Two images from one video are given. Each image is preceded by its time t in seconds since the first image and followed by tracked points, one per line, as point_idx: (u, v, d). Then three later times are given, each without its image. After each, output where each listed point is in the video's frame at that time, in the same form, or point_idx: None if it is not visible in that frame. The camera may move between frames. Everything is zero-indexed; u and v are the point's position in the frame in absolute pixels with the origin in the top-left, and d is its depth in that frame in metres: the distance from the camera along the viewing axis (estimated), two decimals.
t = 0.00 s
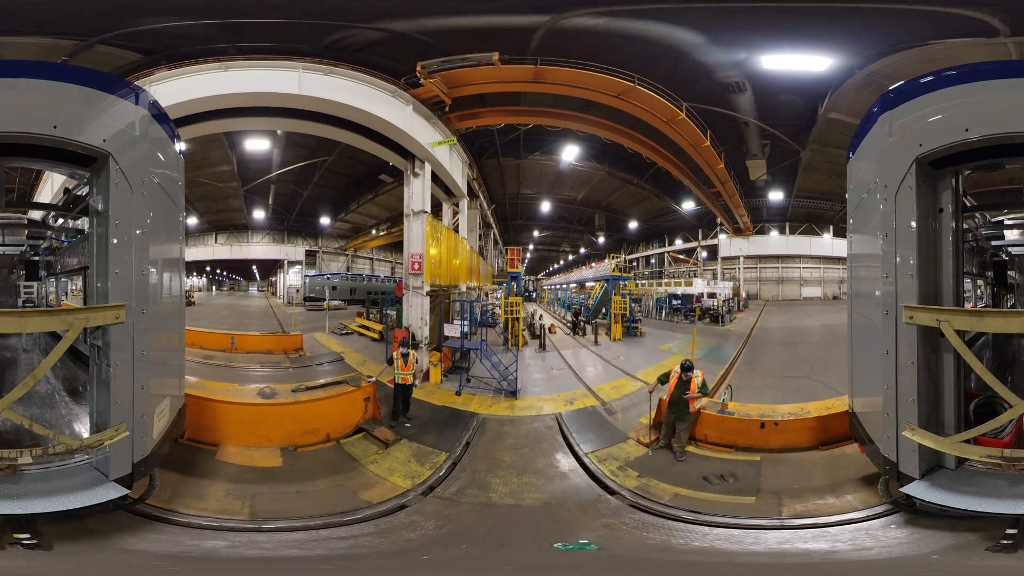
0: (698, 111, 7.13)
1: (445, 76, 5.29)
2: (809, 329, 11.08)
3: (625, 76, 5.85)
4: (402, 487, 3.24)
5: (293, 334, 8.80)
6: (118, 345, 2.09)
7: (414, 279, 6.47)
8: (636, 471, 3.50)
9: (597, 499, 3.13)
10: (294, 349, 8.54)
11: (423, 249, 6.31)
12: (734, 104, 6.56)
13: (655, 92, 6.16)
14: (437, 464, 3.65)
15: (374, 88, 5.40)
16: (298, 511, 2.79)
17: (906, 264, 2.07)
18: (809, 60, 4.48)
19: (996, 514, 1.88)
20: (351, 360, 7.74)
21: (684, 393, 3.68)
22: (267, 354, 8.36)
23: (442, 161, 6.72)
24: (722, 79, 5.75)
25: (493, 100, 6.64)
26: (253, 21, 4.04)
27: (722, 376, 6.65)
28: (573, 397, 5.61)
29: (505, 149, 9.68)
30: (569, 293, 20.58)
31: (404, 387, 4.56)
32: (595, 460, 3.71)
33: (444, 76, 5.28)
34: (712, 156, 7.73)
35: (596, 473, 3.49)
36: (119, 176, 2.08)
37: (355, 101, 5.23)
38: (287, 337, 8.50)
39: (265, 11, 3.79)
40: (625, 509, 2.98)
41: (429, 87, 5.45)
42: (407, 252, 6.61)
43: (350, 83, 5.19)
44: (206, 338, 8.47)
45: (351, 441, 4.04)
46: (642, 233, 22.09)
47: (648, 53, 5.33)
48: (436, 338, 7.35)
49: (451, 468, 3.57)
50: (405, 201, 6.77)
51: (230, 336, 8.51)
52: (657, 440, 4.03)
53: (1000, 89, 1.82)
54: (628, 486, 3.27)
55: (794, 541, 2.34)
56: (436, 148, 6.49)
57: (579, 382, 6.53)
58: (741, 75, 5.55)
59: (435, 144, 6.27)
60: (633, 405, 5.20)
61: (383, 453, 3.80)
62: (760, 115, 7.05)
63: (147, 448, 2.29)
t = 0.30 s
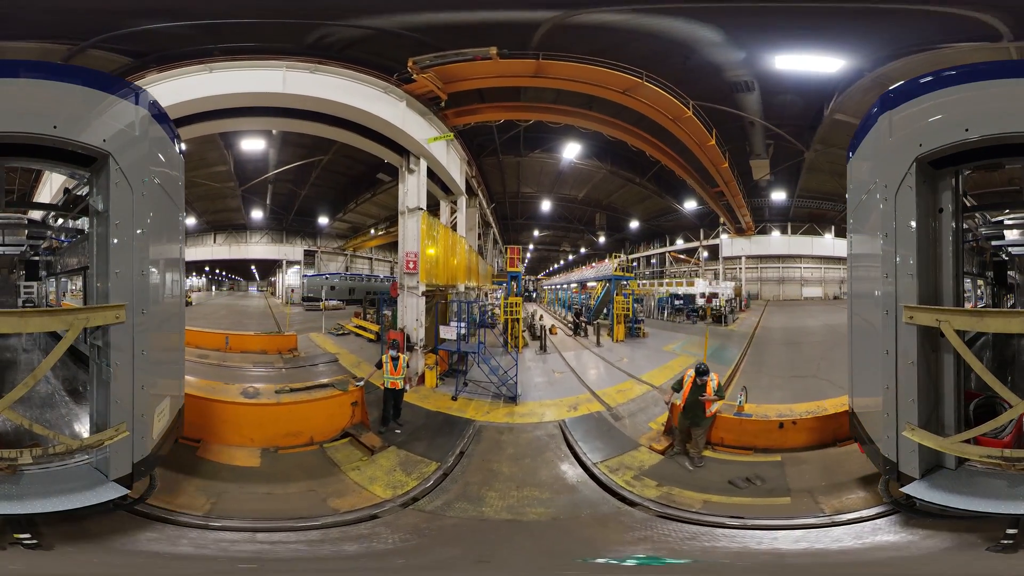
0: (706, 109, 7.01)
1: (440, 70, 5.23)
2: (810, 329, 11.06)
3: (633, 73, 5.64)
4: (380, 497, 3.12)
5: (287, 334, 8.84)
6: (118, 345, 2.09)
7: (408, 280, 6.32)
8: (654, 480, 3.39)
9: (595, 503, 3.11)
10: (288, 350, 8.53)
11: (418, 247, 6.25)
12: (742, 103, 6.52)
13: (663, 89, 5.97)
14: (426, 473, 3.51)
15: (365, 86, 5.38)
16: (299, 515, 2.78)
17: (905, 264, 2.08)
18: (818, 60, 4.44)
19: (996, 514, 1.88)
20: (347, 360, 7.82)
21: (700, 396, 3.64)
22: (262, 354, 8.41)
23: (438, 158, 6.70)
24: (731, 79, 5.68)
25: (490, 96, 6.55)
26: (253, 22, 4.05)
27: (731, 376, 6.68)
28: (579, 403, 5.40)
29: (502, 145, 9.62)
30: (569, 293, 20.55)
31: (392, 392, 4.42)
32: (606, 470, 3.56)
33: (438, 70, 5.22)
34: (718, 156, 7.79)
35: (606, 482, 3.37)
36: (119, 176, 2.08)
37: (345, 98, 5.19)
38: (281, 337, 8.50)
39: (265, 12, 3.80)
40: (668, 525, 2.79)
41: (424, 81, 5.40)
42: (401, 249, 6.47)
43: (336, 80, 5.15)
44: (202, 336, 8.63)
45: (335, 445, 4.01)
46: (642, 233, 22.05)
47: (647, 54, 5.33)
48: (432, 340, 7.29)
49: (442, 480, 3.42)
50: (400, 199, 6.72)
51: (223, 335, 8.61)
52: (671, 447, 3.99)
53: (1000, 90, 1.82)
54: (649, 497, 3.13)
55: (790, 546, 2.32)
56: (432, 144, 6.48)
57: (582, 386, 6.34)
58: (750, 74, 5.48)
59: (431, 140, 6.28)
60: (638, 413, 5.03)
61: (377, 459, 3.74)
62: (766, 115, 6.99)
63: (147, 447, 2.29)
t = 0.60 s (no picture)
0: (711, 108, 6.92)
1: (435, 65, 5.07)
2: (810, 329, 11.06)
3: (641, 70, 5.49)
4: (354, 505, 2.98)
5: (281, 334, 8.85)
6: (118, 345, 2.09)
7: (405, 281, 6.39)
8: (674, 487, 3.24)
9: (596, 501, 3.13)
10: (282, 350, 8.55)
11: (413, 246, 6.21)
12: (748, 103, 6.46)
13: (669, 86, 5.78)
14: (414, 484, 3.32)
15: (351, 81, 5.29)
16: (297, 516, 2.77)
17: (905, 263, 2.08)
18: (835, 63, 4.48)
19: (996, 513, 1.89)
20: (344, 361, 7.88)
21: (714, 399, 3.63)
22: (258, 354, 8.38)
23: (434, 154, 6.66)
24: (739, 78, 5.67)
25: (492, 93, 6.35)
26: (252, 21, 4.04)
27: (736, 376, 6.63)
28: (583, 407, 5.24)
29: (500, 143, 9.55)
30: (569, 292, 20.53)
31: (380, 398, 4.25)
32: (618, 480, 3.39)
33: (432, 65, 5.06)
34: (721, 155, 7.51)
35: (621, 492, 3.20)
36: (119, 176, 2.08)
37: (334, 94, 5.15)
38: (275, 337, 8.51)
39: (265, 12, 3.80)
40: (698, 528, 2.65)
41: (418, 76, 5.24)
42: (397, 247, 6.55)
43: (322, 76, 5.10)
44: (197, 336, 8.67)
45: (320, 448, 3.94)
46: (642, 232, 22.02)
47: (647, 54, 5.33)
48: (427, 343, 7.15)
49: (431, 490, 3.23)
50: (396, 195, 6.74)
51: (218, 335, 8.60)
52: (686, 452, 3.84)
53: (1000, 89, 1.82)
54: (676, 505, 2.97)
55: (787, 544, 2.31)
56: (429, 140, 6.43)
57: (586, 390, 6.20)
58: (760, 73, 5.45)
59: (427, 136, 6.24)
60: (645, 418, 4.88)
61: (376, 461, 3.71)
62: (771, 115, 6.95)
63: (147, 448, 2.29)
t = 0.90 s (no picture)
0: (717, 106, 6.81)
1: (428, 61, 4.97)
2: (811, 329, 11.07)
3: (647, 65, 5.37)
4: (320, 512, 2.92)
5: (275, 334, 8.83)
6: (117, 345, 2.09)
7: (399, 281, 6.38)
8: (698, 494, 3.20)
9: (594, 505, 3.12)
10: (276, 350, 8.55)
11: (408, 244, 6.15)
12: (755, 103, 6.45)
13: (675, 82, 5.61)
14: (396, 494, 3.23)
15: (345, 80, 5.31)
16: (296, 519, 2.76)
17: (905, 263, 2.07)
18: (843, 64, 4.46)
19: (992, 513, 1.90)
20: (339, 362, 7.90)
21: (730, 400, 3.52)
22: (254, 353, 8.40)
23: (430, 150, 6.67)
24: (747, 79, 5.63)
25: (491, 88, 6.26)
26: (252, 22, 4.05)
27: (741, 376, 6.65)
28: (588, 413, 5.20)
29: (499, 138, 9.46)
30: (569, 292, 20.55)
31: (369, 403, 4.22)
32: (633, 489, 3.32)
33: (425, 60, 4.96)
34: (726, 153, 7.53)
35: (640, 503, 3.12)
36: (119, 176, 2.08)
37: (326, 92, 5.17)
38: (269, 337, 8.49)
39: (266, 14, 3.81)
40: (716, 533, 2.64)
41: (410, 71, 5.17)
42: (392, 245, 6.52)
43: (316, 76, 5.11)
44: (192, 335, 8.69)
45: (303, 451, 3.92)
46: (643, 232, 22.01)
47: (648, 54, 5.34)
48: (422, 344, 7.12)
49: (414, 500, 3.14)
50: (390, 192, 6.69)
51: (213, 335, 8.61)
52: (701, 457, 3.82)
53: (1001, 89, 1.82)
54: (706, 512, 2.93)
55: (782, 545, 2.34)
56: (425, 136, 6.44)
57: (590, 394, 6.18)
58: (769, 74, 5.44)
59: (422, 132, 6.22)
60: (647, 423, 4.83)
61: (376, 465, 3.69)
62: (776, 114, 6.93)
63: (147, 448, 2.28)
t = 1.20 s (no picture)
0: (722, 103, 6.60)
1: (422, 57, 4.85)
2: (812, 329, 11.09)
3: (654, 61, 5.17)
4: (290, 517, 2.88)
5: (271, 334, 8.85)
6: (117, 345, 2.09)
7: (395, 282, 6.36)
8: (724, 498, 3.17)
9: (591, 513, 3.10)
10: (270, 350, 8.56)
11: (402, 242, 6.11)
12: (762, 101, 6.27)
13: (681, 78, 5.40)
14: (375, 502, 3.17)
15: (340, 78, 5.32)
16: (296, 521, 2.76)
17: (906, 263, 2.07)
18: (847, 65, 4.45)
19: (993, 512, 1.90)
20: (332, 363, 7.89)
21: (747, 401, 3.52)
22: (249, 354, 8.39)
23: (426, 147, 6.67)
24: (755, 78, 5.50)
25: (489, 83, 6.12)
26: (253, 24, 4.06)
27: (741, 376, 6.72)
28: (590, 417, 5.17)
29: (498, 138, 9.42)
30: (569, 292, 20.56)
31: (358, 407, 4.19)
32: (653, 499, 3.23)
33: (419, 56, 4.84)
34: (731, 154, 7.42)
35: (663, 511, 3.03)
36: (119, 176, 2.08)
37: (318, 91, 5.16)
38: (262, 338, 8.51)
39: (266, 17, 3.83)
40: (714, 535, 2.64)
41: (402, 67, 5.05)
42: (387, 245, 6.51)
43: (309, 74, 5.10)
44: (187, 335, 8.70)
45: (285, 454, 3.89)
46: (643, 232, 21.99)
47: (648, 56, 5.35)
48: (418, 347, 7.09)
49: (393, 511, 3.07)
50: (384, 189, 6.67)
51: (209, 334, 8.63)
52: (716, 460, 3.79)
53: (1000, 89, 1.82)
54: (737, 515, 2.90)
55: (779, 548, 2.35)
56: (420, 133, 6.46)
57: (593, 398, 6.17)
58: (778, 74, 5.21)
59: (417, 128, 6.21)
60: (651, 427, 4.80)
61: (377, 470, 3.67)
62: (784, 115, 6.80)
63: (147, 448, 2.27)
